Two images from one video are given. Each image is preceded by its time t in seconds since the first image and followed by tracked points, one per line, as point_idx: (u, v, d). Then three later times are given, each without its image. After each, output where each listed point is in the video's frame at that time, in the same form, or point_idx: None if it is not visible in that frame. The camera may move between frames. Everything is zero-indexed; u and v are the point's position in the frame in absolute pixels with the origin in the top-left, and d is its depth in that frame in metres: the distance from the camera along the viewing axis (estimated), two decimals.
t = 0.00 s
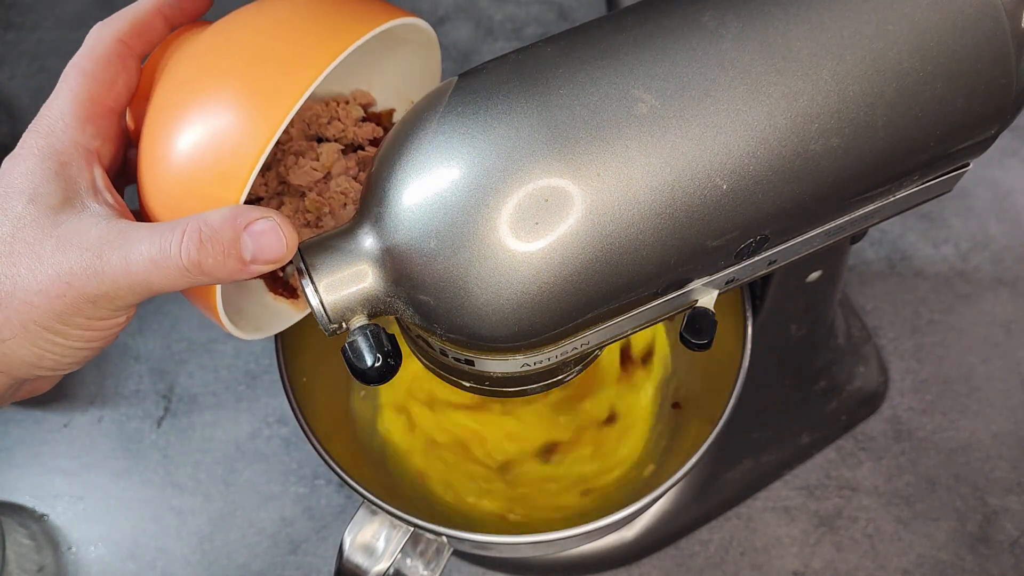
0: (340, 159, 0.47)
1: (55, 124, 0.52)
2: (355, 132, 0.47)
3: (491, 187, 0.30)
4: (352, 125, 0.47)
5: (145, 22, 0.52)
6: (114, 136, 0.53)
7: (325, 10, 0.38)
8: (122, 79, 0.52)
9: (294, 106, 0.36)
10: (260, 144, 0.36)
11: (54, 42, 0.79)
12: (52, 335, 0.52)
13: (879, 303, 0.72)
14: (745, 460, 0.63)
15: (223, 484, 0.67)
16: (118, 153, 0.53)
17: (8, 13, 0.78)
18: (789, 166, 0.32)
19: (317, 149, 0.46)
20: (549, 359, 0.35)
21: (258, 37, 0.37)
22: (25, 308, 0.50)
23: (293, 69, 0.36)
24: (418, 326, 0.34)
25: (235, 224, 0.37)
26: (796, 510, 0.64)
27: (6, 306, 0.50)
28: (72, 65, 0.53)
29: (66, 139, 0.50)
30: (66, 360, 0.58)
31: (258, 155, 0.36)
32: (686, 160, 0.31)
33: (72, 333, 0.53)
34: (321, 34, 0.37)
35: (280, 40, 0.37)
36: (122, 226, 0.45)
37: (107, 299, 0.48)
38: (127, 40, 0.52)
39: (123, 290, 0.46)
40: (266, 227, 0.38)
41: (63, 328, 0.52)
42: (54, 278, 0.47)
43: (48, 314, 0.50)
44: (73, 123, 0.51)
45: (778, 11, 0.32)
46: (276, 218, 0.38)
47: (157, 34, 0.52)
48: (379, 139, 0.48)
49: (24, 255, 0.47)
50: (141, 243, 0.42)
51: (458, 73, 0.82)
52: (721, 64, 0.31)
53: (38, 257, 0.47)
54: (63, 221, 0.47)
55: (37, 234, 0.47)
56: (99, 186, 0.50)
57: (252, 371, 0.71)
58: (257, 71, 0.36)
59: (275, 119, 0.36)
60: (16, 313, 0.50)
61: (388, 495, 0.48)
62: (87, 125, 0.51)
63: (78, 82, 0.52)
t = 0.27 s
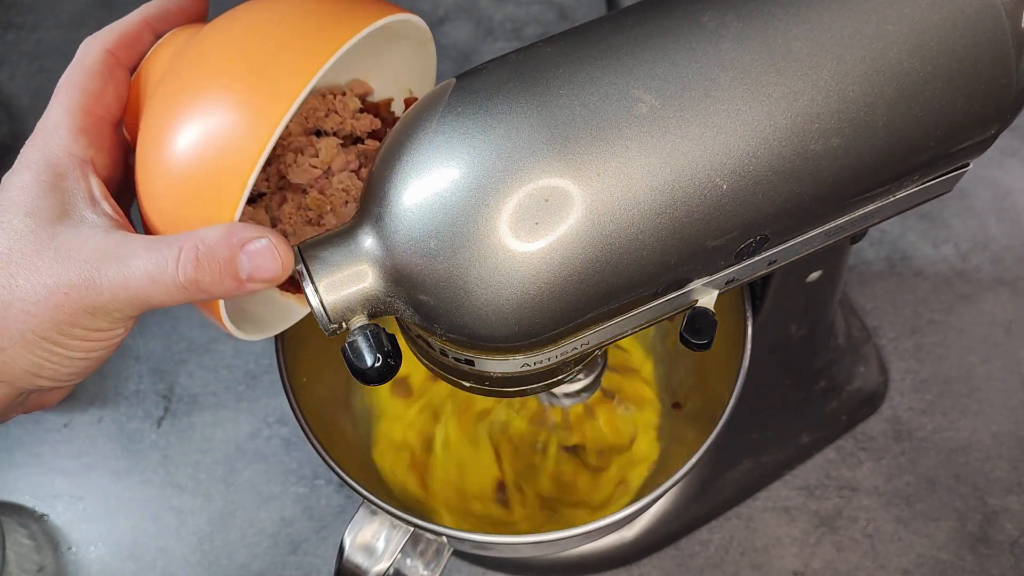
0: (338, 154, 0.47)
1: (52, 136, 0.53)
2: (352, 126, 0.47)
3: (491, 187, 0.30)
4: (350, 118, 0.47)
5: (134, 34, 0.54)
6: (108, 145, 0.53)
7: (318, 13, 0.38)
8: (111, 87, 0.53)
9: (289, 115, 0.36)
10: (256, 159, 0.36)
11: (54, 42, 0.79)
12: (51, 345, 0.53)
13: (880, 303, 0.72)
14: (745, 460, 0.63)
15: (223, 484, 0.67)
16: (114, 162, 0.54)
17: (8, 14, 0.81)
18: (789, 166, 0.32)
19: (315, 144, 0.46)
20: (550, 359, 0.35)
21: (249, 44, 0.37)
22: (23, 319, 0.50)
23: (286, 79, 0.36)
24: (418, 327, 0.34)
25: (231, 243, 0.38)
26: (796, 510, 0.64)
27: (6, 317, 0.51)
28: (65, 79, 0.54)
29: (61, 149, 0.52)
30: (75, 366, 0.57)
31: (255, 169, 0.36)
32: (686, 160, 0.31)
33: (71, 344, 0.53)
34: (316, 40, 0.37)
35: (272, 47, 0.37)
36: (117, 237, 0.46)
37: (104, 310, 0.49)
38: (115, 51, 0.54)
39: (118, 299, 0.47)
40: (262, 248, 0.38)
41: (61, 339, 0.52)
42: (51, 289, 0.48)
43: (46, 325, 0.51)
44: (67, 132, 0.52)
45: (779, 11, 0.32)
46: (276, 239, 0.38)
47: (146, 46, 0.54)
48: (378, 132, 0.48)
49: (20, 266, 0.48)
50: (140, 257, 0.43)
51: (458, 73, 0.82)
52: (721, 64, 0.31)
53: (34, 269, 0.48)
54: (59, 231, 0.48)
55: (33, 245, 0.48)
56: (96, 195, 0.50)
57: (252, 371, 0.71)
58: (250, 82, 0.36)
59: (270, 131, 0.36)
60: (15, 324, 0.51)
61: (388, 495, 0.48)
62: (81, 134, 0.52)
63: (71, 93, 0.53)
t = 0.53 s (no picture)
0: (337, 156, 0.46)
1: (50, 160, 0.52)
2: (351, 127, 0.47)
3: (491, 187, 0.30)
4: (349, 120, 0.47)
5: (128, 50, 0.54)
6: (107, 165, 0.53)
7: (316, 24, 0.37)
8: (107, 107, 0.53)
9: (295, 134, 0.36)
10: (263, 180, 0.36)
11: (53, 42, 0.79)
12: (56, 369, 0.53)
13: (880, 303, 0.72)
14: (744, 460, 0.63)
15: (223, 484, 0.67)
16: (113, 181, 0.54)
17: (8, 14, 0.81)
18: (789, 166, 0.32)
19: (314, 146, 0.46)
20: (550, 359, 0.35)
21: (248, 61, 0.36)
22: (28, 343, 0.50)
23: (290, 97, 0.36)
24: (418, 326, 0.34)
25: (244, 273, 0.38)
26: (796, 510, 0.64)
27: (9, 343, 0.50)
28: (61, 100, 0.54)
29: (60, 173, 0.51)
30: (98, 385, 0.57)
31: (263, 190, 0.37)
32: (686, 160, 0.31)
33: (75, 367, 0.53)
34: (316, 54, 0.37)
35: (272, 64, 0.36)
36: (122, 261, 0.45)
37: (112, 335, 0.49)
38: (109, 70, 0.54)
39: (125, 325, 0.47)
40: (277, 278, 0.37)
41: (67, 362, 0.52)
42: (56, 314, 0.48)
43: (50, 350, 0.50)
44: (65, 155, 0.52)
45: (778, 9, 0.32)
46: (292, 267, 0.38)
47: (140, 60, 0.55)
48: (377, 132, 0.48)
49: (26, 292, 0.48)
50: (149, 284, 0.43)
51: (458, 73, 0.82)
52: (721, 64, 0.31)
53: (40, 295, 0.48)
54: (63, 257, 0.47)
55: (37, 271, 0.47)
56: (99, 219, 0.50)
57: (252, 371, 0.71)
58: (253, 102, 0.36)
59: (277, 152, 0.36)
60: (19, 350, 0.51)
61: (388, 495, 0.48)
62: (79, 156, 0.52)
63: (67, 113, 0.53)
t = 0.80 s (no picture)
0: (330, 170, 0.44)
1: (41, 199, 0.49)
2: (341, 140, 0.45)
3: (491, 187, 0.30)
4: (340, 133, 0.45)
5: (112, 80, 0.51)
6: (100, 200, 0.50)
7: (309, 43, 0.36)
8: (96, 141, 0.50)
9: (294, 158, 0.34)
10: (265, 209, 0.35)
11: (53, 41, 0.79)
12: (64, 414, 0.49)
13: (880, 303, 0.72)
14: (744, 460, 0.63)
15: (223, 484, 0.67)
16: (108, 217, 0.51)
17: (8, 14, 0.81)
18: (790, 166, 0.32)
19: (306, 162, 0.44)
20: (549, 359, 0.35)
21: (242, 84, 0.35)
22: (34, 392, 0.47)
23: (288, 120, 0.34)
24: (418, 327, 0.34)
25: (255, 309, 0.37)
26: (796, 510, 0.64)
27: (15, 392, 0.47)
28: (47, 137, 0.51)
29: (54, 212, 0.48)
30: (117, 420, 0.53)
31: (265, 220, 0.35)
32: (686, 160, 0.31)
33: (85, 412, 0.49)
34: (314, 73, 0.35)
35: (266, 86, 0.35)
36: (128, 302, 0.43)
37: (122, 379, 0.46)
38: (96, 101, 0.51)
39: (136, 368, 0.44)
40: (290, 314, 0.37)
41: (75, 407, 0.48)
42: (62, 359, 0.45)
43: (59, 398, 0.47)
44: (57, 194, 0.49)
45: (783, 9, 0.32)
46: (302, 302, 0.38)
47: (127, 91, 0.52)
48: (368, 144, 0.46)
49: (30, 338, 0.45)
50: (154, 324, 0.41)
51: (458, 73, 0.82)
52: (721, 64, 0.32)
53: (44, 340, 0.45)
54: (66, 300, 0.44)
55: (39, 315, 0.44)
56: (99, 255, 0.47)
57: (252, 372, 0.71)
58: (250, 128, 0.34)
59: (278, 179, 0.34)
60: (24, 399, 0.47)
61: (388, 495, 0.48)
62: (72, 194, 0.49)
63: (55, 150, 0.50)
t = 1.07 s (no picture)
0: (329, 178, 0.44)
1: (40, 216, 0.47)
2: (337, 145, 0.45)
3: (491, 188, 0.30)
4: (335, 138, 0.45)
5: (107, 91, 0.48)
6: (102, 214, 0.48)
7: (313, 50, 0.35)
8: (95, 155, 0.47)
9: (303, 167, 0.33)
10: (274, 220, 0.33)
11: (53, 41, 0.79)
12: (82, 434, 0.47)
13: (879, 303, 0.72)
14: (744, 460, 0.63)
15: (223, 484, 0.67)
16: (109, 232, 0.48)
17: (8, 13, 0.81)
18: (789, 166, 0.32)
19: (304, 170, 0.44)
20: (549, 359, 0.35)
21: (245, 93, 0.34)
22: (51, 413, 0.45)
23: (294, 128, 0.33)
24: (418, 327, 0.34)
25: (268, 322, 0.36)
26: (796, 510, 0.64)
27: (31, 415, 0.45)
28: (43, 152, 0.49)
29: (54, 229, 0.46)
30: (134, 433, 0.51)
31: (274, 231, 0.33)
32: (686, 160, 0.31)
33: (105, 429, 0.48)
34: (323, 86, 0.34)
35: (270, 94, 0.33)
36: (139, 319, 0.41)
37: (138, 396, 0.44)
38: (92, 112, 0.48)
39: (153, 387, 0.42)
40: (304, 323, 0.36)
41: (93, 426, 0.47)
42: (78, 380, 0.43)
43: (76, 418, 0.45)
44: (57, 211, 0.46)
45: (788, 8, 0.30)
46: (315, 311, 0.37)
47: (123, 102, 0.49)
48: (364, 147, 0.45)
49: (42, 360, 0.43)
50: (167, 341, 0.39)
51: (458, 73, 0.82)
52: (720, 64, 0.32)
53: (59, 362, 0.43)
54: (76, 320, 0.43)
55: (52, 336, 0.43)
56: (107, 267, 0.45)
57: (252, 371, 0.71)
58: (254, 136, 0.33)
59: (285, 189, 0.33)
60: (41, 421, 0.45)
61: (387, 495, 0.47)
62: (73, 212, 0.46)
63: (51, 165, 0.47)
